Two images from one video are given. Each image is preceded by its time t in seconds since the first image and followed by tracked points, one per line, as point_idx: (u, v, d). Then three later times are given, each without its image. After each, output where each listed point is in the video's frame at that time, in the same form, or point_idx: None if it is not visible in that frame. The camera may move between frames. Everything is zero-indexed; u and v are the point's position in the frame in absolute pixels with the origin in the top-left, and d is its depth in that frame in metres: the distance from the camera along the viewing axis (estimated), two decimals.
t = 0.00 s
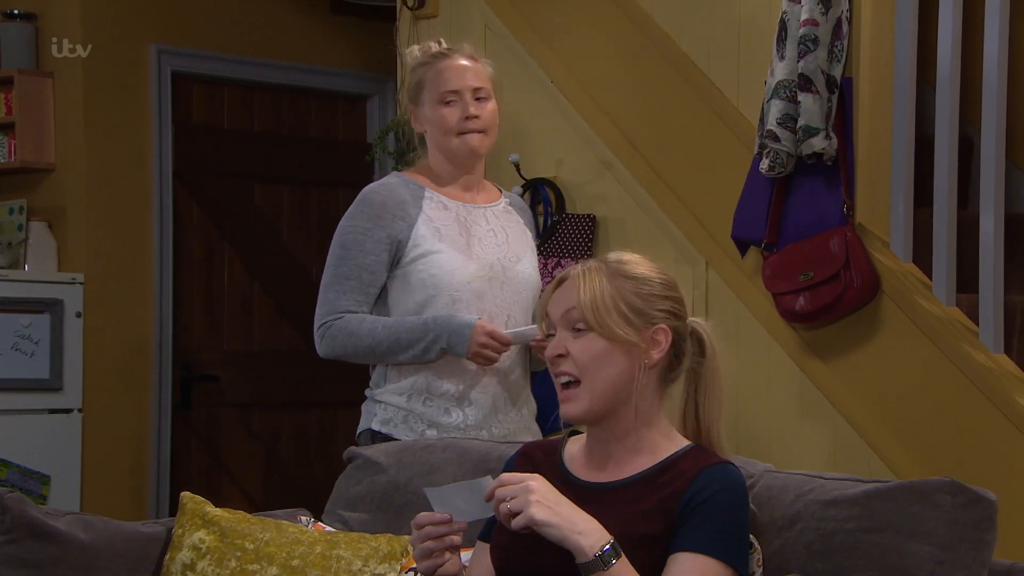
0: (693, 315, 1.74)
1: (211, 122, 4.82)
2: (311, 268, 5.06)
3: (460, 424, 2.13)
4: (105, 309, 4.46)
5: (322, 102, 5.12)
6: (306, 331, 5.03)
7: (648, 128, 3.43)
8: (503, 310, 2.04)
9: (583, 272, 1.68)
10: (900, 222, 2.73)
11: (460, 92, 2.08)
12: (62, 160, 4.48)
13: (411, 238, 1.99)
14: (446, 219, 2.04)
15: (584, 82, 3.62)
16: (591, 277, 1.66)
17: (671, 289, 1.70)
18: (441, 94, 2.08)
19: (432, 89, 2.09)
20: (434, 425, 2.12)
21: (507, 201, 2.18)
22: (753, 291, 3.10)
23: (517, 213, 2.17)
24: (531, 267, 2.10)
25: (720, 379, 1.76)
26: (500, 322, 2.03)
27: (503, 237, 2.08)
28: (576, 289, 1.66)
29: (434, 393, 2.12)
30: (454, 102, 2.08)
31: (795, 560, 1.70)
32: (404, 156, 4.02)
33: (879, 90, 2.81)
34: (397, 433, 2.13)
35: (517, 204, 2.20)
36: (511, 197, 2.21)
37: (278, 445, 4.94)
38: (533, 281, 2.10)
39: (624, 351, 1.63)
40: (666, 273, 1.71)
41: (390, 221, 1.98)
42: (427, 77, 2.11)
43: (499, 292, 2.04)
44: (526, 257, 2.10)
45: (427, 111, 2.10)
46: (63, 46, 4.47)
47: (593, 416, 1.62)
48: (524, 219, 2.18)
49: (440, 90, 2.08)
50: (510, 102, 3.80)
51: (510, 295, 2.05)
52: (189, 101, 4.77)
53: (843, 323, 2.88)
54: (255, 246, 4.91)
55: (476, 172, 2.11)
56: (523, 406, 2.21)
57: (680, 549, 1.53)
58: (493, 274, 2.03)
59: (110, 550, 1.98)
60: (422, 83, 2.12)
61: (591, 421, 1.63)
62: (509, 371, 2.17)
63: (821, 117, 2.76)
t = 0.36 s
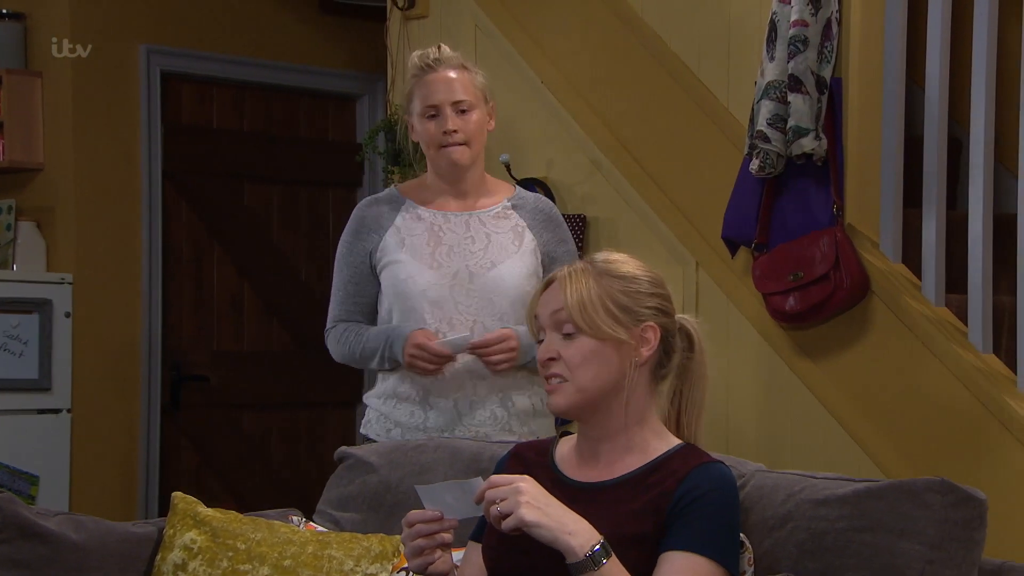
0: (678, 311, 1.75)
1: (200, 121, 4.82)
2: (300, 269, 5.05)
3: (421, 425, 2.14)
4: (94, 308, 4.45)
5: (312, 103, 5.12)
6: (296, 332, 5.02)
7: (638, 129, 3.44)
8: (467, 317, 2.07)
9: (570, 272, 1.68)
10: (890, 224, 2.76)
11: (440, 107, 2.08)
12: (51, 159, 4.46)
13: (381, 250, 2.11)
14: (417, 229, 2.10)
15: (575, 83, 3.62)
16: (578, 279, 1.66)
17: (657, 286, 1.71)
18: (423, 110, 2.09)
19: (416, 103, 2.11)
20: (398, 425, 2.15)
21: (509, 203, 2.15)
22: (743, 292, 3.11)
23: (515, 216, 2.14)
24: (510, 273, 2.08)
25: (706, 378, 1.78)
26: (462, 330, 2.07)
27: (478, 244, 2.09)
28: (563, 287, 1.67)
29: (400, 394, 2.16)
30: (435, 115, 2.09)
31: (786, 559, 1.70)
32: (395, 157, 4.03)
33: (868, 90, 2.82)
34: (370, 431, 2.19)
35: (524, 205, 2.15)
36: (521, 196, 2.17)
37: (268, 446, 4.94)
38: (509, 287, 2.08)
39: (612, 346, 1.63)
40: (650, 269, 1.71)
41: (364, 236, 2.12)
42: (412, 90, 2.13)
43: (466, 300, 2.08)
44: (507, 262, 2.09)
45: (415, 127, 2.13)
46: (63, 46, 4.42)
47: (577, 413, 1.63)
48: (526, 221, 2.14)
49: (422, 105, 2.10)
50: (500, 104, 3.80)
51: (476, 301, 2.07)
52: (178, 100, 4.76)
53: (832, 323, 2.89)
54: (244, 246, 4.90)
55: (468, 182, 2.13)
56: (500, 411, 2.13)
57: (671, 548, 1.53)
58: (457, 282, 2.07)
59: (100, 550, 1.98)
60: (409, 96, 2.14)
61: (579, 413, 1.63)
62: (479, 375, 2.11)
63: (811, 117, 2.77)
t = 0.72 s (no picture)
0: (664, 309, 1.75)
1: (190, 119, 4.81)
2: (292, 267, 5.04)
3: (383, 417, 2.09)
4: (85, 307, 4.44)
5: (303, 101, 5.11)
6: (287, 330, 5.02)
7: (631, 127, 3.44)
8: (433, 313, 2.05)
9: (571, 273, 1.66)
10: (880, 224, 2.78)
11: (426, 108, 2.09)
12: (42, 158, 4.44)
13: (357, 244, 2.12)
14: (393, 225, 2.11)
15: (567, 82, 3.62)
16: (580, 279, 1.64)
17: (652, 290, 1.70)
18: (410, 110, 2.10)
19: (402, 103, 2.12)
20: (361, 415, 2.11)
21: (488, 204, 2.14)
22: (735, 290, 3.11)
23: (493, 218, 2.12)
24: (481, 271, 2.06)
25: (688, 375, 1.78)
26: (427, 325, 2.05)
27: (450, 241, 2.08)
28: (567, 293, 1.64)
29: (364, 382, 2.10)
30: (421, 116, 2.10)
31: (779, 557, 1.71)
32: (386, 155, 4.02)
33: (859, 90, 2.83)
34: (335, 421, 2.15)
35: (503, 206, 2.13)
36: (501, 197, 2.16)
37: (259, 445, 4.93)
38: (479, 285, 2.05)
39: (615, 356, 1.62)
40: (646, 275, 1.70)
41: (343, 230, 2.15)
42: (398, 90, 2.13)
43: (433, 295, 2.05)
44: (478, 261, 2.07)
45: (400, 126, 2.13)
46: (63, 46, 4.41)
47: (574, 418, 1.62)
48: (503, 221, 2.12)
49: (409, 105, 2.11)
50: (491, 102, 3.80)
51: (444, 297, 2.05)
52: (169, 98, 4.74)
53: (823, 322, 2.90)
54: (235, 244, 4.88)
55: (451, 183, 2.14)
56: (463, 406, 2.08)
57: (665, 546, 1.53)
58: (426, 277, 2.06)
59: (93, 549, 1.98)
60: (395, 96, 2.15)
61: (576, 417, 1.62)
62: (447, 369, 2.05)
63: (803, 117, 2.78)
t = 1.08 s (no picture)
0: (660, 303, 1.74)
1: (190, 118, 4.80)
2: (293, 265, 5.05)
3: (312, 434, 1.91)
4: (86, 307, 4.43)
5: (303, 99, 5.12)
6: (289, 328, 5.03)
7: (632, 125, 3.44)
8: (367, 332, 1.88)
9: (561, 283, 1.64)
10: (882, 222, 2.78)
11: (357, 115, 1.92)
12: (43, 156, 4.44)
13: (278, 256, 1.93)
14: (319, 237, 1.93)
15: (568, 81, 3.62)
16: (570, 288, 1.63)
17: (645, 290, 1.69)
18: (338, 116, 1.92)
19: (331, 108, 1.94)
20: (286, 430, 1.92)
21: (414, 211, 1.97)
22: (736, 288, 3.12)
23: (419, 226, 1.96)
24: (415, 287, 1.90)
25: (684, 370, 1.77)
26: (361, 346, 1.88)
27: (383, 255, 1.91)
28: (560, 304, 1.62)
29: (291, 398, 1.92)
30: (351, 124, 1.92)
31: (782, 554, 1.71)
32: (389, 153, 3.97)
33: (861, 88, 2.83)
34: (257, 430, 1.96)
35: (427, 213, 1.97)
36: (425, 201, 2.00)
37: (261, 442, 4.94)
38: (416, 302, 1.90)
39: (614, 364, 1.60)
40: (638, 275, 1.69)
41: (259, 237, 1.94)
42: (325, 93, 1.96)
43: (367, 313, 1.88)
44: (413, 277, 1.91)
45: (325, 132, 1.94)
46: (63, 46, 4.37)
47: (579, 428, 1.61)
48: (433, 229, 1.97)
49: (338, 111, 1.93)
50: (492, 100, 3.81)
51: (379, 316, 1.88)
52: (170, 97, 4.72)
53: (825, 321, 2.90)
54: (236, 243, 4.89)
55: (377, 194, 1.96)
56: (392, 422, 1.93)
57: (670, 545, 1.53)
58: (359, 295, 1.88)
59: (97, 547, 1.98)
60: (320, 100, 1.97)
61: (581, 426, 1.61)
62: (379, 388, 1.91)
63: (805, 115, 2.78)
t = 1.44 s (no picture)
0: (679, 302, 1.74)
1: (206, 118, 4.83)
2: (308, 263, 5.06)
3: (236, 432, 2.01)
4: (102, 305, 4.45)
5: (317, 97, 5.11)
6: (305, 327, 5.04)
7: (647, 123, 3.44)
8: (292, 345, 1.99)
9: (582, 278, 1.65)
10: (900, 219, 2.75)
11: (292, 131, 2.00)
12: (60, 155, 4.46)
13: (203, 266, 2.02)
14: (244, 250, 2.02)
15: (584, 80, 3.62)
16: (590, 283, 1.63)
17: (664, 288, 1.69)
18: (274, 130, 2.01)
19: (267, 120, 2.02)
20: (210, 428, 2.01)
21: (340, 221, 2.09)
22: (752, 286, 3.11)
23: (346, 235, 2.08)
24: (339, 300, 2.03)
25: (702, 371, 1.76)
26: (286, 357, 1.99)
27: (308, 270, 2.02)
28: (581, 299, 1.62)
29: (213, 401, 2.02)
30: (286, 139, 2.01)
31: (799, 553, 1.71)
32: (404, 151, 4.02)
33: (876, 85, 2.82)
34: (180, 428, 2.04)
35: (356, 220, 2.10)
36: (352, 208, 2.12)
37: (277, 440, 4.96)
38: (338, 316, 2.02)
39: (633, 361, 1.60)
40: (659, 272, 1.70)
41: (185, 246, 2.02)
42: (261, 105, 2.04)
43: (291, 327, 1.99)
44: (335, 291, 2.03)
45: (257, 142, 2.02)
46: (63, 46, 4.43)
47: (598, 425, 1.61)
48: (356, 240, 2.10)
49: (273, 125, 2.01)
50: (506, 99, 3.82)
51: (303, 330, 1.99)
52: (186, 96, 4.76)
53: (841, 319, 2.90)
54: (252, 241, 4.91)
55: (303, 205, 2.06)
56: (312, 424, 2.05)
57: (687, 543, 1.53)
58: (285, 310, 1.99)
59: (114, 544, 1.99)
60: (255, 110, 2.05)
61: (599, 423, 1.62)
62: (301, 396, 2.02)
63: (821, 113, 2.76)
